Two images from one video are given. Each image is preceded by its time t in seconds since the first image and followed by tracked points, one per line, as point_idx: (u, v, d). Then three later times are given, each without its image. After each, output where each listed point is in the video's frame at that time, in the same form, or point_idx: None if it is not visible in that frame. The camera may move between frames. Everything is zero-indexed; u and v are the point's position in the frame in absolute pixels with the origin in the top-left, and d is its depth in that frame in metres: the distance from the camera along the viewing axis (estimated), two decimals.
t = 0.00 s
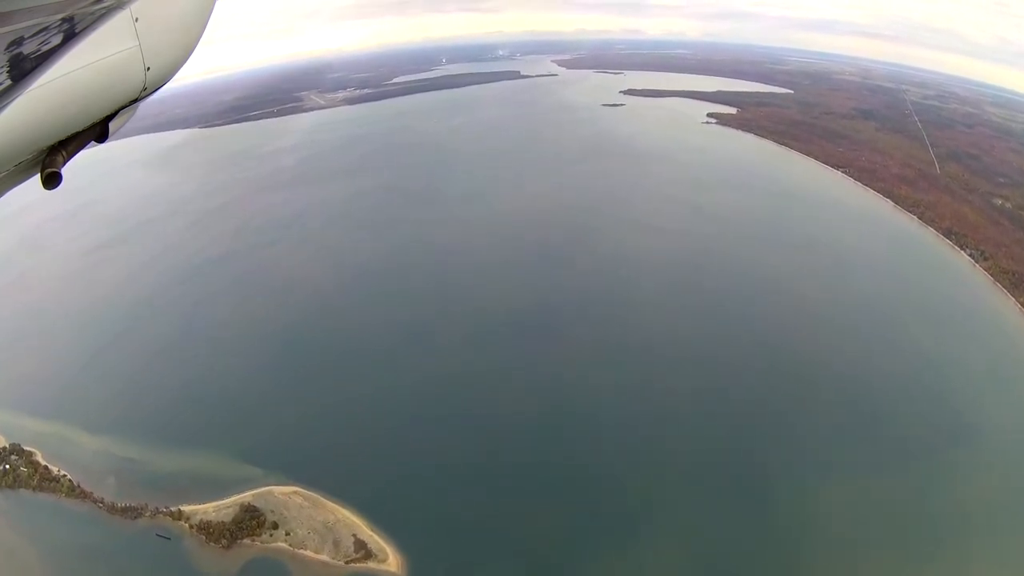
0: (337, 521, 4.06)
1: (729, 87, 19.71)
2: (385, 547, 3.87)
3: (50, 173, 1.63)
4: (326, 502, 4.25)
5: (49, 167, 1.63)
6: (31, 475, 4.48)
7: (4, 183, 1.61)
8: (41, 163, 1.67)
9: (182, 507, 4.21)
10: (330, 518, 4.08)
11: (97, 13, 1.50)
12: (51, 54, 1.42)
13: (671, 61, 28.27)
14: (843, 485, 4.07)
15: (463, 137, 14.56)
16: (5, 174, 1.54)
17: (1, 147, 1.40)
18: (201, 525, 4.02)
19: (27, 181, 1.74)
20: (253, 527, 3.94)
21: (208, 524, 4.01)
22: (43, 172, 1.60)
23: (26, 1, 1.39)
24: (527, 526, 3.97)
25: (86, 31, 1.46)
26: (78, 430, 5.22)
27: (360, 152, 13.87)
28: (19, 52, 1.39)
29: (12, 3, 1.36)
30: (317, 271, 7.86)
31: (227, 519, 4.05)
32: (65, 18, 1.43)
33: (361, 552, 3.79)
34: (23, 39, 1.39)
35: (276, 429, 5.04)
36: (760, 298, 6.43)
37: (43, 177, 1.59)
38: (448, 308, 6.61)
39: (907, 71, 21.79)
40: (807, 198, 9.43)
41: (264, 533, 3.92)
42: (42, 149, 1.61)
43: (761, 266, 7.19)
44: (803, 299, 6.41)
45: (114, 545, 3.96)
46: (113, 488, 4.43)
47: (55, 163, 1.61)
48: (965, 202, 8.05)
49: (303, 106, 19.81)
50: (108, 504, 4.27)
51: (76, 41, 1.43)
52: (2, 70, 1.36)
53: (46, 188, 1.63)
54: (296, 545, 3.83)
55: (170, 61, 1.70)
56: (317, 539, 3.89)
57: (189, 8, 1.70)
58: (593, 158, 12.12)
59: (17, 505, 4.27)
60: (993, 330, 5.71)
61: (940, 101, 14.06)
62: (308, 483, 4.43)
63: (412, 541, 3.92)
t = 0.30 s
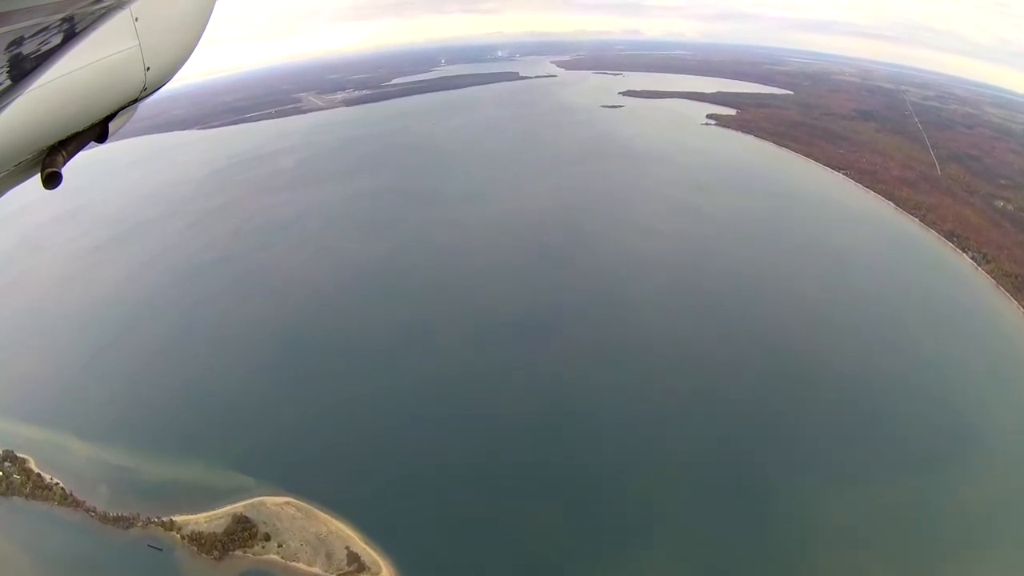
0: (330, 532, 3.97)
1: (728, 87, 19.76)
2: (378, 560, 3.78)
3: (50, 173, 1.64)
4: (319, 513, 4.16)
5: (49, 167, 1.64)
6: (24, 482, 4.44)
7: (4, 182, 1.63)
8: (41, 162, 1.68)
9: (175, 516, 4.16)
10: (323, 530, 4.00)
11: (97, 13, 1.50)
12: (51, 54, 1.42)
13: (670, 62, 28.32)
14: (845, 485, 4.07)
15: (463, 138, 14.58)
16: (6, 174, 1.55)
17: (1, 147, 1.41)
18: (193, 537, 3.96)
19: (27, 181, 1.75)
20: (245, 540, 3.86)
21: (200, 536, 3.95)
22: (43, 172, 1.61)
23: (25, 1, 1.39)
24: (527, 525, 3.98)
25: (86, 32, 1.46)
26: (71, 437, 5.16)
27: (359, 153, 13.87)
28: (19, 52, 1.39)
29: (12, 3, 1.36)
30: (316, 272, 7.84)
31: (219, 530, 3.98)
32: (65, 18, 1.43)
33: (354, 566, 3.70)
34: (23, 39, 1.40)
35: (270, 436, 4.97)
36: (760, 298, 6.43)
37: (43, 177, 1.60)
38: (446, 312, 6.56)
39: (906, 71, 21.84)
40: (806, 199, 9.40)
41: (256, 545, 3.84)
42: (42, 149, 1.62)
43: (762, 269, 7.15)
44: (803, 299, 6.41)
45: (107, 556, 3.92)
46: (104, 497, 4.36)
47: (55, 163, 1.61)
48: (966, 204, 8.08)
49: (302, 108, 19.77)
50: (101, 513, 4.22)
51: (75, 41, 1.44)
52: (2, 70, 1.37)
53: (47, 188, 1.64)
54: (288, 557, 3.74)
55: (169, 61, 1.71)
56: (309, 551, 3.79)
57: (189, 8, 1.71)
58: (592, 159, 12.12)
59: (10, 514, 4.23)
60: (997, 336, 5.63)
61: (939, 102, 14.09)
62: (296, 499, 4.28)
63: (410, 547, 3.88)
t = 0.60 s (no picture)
0: (323, 544, 3.96)
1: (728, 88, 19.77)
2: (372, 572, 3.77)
3: (50, 173, 1.67)
4: (312, 523, 4.14)
5: (49, 168, 1.68)
6: (17, 489, 4.40)
7: (5, 182, 1.64)
8: (41, 163, 1.71)
9: (167, 526, 4.11)
10: (316, 542, 3.98)
11: (97, 12, 1.52)
12: (51, 54, 1.44)
13: (670, 62, 28.33)
14: (841, 484, 4.10)
15: (462, 139, 14.58)
16: (8, 174, 1.57)
17: (2, 149, 1.39)
18: (185, 547, 3.91)
19: (26, 181, 1.78)
20: (237, 551, 3.83)
21: (192, 546, 3.91)
22: (44, 173, 1.65)
23: (26, 1, 1.41)
24: (526, 526, 4.02)
25: (84, 32, 1.48)
26: (64, 444, 5.13)
27: (359, 155, 13.88)
28: (19, 52, 1.41)
29: (14, 2, 1.39)
30: (315, 274, 7.84)
31: (211, 540, 3.94)
32: (65, 18, 1.46)
33: None
34: (23, 39, 1.41)
35: (266, 443, 4.94)
36: (758, 299, 6.45)
37: (43, 177, 1.64)
38: (444, 315, 6.55)
39: (905, 72, 21.89)
40: (807, 202, 9.37)
41: (249, 557, 3.81)
42: (42, 150, 1.65)
43: (763, 271, 7.12)
44: (801, 301, 6.41)
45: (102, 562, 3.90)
46: (98, 506, 4.35)
47: (55, 163, 1.65)
48: (968, 206, 8.09)
49: (300, 109, 19.72)
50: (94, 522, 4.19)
51: (75, 41, 1.45)
52: (2, 69, 1.37)
53: (46, 187, 1.68)
54: (281, 570, 3.72)
55: (166, 59, 1.74)
56: (303, 564, 3.78)
57: (187, 7, 1.74)
58: (592, 160, 12.12)
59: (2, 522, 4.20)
60: (998, 340, 5.65)
61: (939, 102, 14.11)
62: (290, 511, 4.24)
63: (408, 553, 3.91)
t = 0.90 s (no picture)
0: (316, 555, 3.84)
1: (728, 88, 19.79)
2: None
3: (50, 173, 1.67)
4: (305, 534, 4.03)
5: (49, 168, 1.68)
6: (9, 497, 4.37)
7: (4, 182, 1.64)
8: (40, 162, 1.71)
9: (159, 535, 4.04)
10: (309, 553, 3.87)
11: (97, 12, 1.51)
12: (51, 54, 1.42)
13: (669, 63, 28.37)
14: (842, 484, 4.10)
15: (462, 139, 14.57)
16: (8, 174, 1.57)
17: (2, 150, 1.39)
18: (176, 557, 3.84)
19: (25, 181, 1.78)
20: (228, 562, 3.73)
21: (183, 556, 3.83)
22: (44, 173, 1.64)
23: None
24: (526, 526, 4.01)
25: (85, 32, 1.47)
26: (59, 450, 5.09)
27: (359, 155, 13.87)
28: (19, 52, 1.39)
29: (14, 2, 1.35)
30: (315, 274, 7.82)
31: (203, 550, 3.87)
32: (65, 18, 1.44)
33: None
34: (23, 39, 1.39)
35: (261, 448, 4.88)
36: (758, 299, 6.43)
37: (44, 177, 1.63)
38: (444, 316, 6.52)
39: (906, 72, 21.93)
40: (807, 203, 9.37)
41: (241, 567, 3.72)
42: (42, 150, 1.64)
43: (763, 271, 7.10)
44: (802, 301, 6.39)
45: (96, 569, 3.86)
46: (90, 514, 4.29)
47: (55, 163, 1.64)
48: (970, 208, 8.07)
49: (300, 109, 19.70)
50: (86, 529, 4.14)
51: (75, 41, 1.44)
52: (2, 69, 1.36)
53: (46, 187, 1.68)
54: None
55: (166, 59, 1.73)
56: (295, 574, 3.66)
57: (187, 7, 1.73)
58: (592, 160, 12.11)
59: None
60: (1001, 343, 5.62)
61: (940, 103, 14.13)
62: (285, 517, 4.19)
63: (404, 558, 3.87)
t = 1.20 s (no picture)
0: (308, 567, 3.79)
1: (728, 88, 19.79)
2: None
3: (50, 173, 1.68)
4: (297, 545, 3.98)
5: (49, 168, 1.69)
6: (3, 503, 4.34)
7: (4, 182, 1.65)
8: (40, 162, 1.72)
9: (151, 544, 4.00)
10: (301, 564, 3.81)
11: (97, 12, 1.52)
12: (51, 54, 1.43)
13: (669, 62, 28.39)
14: (843, 484, 4.08)
15: (462, 139, 14.56)
16: (7, 174, 1.58)
17: (2, 150, 1.40)
18: (167, 568, 3.79)
19: (25, 181, 1.79)
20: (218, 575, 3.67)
21: (174, 567, 3.78)
22: (44, 172, 1.65)
23: None
24: (525, 526, 4.00)
25: (85, 32, 1.48)
26: (53, 456, 5.04)
27: (358, 155, 13.86)
28: (19, 52, 1.39)
29: (15, 2, 1.35)
30: (314, 275, 7.81)
31: (195, 560, 3.83)
32: (65, 18, 1.45)
33: None
34: (23, 39, 1.39)
35: (258, 451, 4.85)
36: (758, 299, 6.42)
37: (44, 177, 1.64)
38: (443, 316, 6.51)
39: (906, 72, 21.93)
40: (807, 203, 9.35)
41: None
42: (43, 150, 1.65)
43: (763, 271, 7.09)
44: (803, 302, 6.37)
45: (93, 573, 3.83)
46: (83, 522, 4.24)
47: (55, 163, 1.65)
48: (972, 210, 8.03)
49: (298, 110, 19.65)
50: (79, 537, 4.10)
51: (76, 41, 1.45)
52: (2, 69, 1.36)
53: (46, 187, 1.69)
54: None
55: (165, 59, 1.74)
56: None
57: (188, 8, 1.75)
58: (592, 160, 12.09)
59: None
60: (1003, 344, 5.60)
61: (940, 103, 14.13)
62: (282, 521, 4.17)
63: (402, 562, 3.85)
